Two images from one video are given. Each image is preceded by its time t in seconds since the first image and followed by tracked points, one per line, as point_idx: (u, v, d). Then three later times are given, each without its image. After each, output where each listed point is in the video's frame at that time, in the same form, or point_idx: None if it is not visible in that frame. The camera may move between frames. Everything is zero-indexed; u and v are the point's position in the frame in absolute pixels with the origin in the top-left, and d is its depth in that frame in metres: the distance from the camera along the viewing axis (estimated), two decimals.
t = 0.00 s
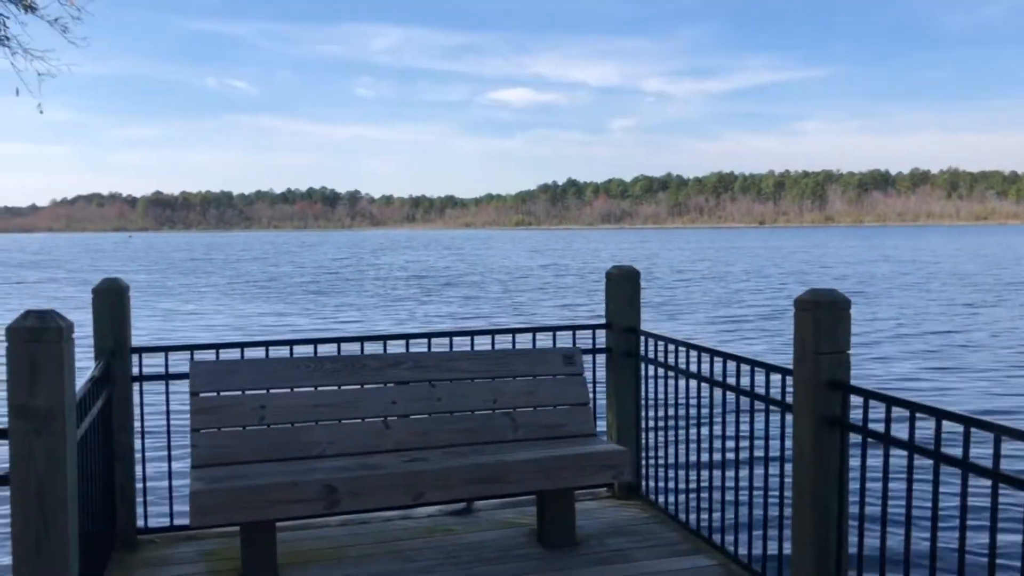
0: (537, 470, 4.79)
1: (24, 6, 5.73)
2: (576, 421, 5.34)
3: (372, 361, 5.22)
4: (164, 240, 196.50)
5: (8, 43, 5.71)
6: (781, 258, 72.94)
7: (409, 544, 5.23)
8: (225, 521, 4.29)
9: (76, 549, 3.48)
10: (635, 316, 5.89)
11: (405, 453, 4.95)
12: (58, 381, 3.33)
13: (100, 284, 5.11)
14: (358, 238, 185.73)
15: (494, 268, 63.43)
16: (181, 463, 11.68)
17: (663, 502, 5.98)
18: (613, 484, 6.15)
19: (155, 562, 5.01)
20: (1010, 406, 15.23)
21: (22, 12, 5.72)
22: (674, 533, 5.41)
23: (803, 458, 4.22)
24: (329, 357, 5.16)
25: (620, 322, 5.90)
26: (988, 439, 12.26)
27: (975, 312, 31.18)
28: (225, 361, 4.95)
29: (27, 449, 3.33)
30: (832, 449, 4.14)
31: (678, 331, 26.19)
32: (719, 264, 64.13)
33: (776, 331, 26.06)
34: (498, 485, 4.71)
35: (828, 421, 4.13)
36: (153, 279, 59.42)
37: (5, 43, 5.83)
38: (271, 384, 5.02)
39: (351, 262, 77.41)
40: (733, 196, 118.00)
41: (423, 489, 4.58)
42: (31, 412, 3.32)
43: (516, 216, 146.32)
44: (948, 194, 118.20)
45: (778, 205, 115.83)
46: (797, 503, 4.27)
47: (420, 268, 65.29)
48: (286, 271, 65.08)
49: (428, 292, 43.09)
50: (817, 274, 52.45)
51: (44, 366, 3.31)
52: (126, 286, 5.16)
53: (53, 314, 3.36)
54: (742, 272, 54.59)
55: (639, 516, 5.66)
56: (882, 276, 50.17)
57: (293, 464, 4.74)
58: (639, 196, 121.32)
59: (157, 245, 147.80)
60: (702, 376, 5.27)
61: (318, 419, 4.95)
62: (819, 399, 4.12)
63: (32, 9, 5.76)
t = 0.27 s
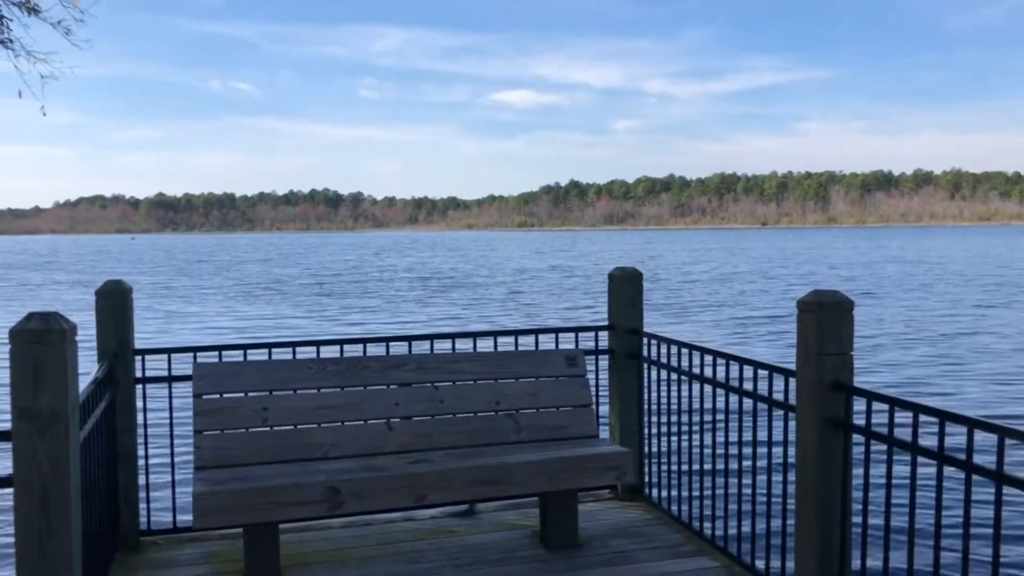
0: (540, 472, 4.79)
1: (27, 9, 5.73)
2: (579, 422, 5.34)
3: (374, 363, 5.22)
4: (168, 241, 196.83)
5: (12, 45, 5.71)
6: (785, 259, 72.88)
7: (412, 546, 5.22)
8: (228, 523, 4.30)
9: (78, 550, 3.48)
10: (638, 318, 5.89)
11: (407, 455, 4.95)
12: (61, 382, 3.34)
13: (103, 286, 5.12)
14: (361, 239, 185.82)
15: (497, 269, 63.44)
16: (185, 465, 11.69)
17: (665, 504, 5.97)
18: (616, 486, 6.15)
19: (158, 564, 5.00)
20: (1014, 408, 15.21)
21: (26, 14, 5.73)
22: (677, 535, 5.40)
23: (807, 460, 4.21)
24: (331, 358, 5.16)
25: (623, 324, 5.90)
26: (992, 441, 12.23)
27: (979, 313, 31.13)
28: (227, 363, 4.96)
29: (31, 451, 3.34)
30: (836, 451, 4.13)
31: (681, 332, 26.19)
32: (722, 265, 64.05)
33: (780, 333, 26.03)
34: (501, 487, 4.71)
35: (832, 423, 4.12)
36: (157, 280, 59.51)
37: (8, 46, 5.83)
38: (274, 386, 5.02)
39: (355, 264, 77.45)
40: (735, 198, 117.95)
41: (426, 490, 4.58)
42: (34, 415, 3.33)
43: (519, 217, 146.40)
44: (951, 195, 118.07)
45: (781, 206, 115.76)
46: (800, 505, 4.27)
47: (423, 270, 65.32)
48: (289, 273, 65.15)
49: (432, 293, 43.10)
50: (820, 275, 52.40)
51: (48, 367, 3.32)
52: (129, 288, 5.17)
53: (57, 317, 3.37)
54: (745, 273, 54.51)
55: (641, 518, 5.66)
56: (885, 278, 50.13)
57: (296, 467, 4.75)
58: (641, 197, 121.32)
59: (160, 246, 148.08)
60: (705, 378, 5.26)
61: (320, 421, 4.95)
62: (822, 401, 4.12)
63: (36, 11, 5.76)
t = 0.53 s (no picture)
0: (540, 474, 4.79)
1: (29, 11, 5.74)
2: (580, 424, 5.33)
3: (375, 364, 5.22)
4: (170, 243, 197.13)
5: (14, 48, 5.72)
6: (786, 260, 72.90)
7: (413, 548, 5.22)
8: (229, 524, 4.29)
9: (79, 552, 3.48)
10: (639, 319, 5.89)
11: (408, 457, 4.95)
12: (62, 385, 3.34)
13: (104, 287, 5.12)
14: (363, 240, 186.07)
15: (499, 270, 63.45)
16: (187, 467, 11.70)
17: (666, 506, 5.97)
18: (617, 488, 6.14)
19: (159, 566, 5.00)
20: (1015, 409, 15.20)
21: (27, 16, 5.74)
22: (678, 536, 5.39)
23: (806, 460, 4.21)
24: (332, 360, 5.16)
25: (623, 325, 5.89)
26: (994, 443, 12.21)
27: (980, 314, 31.14)
28: (228, 364, 4.96)
29: (32, 453, 3.34)
30: (837, 452, 4.13)
31: (682, 333, 26.20)
32: (724, 267, 64.02)
33: (781, 334, 26.02)
34: (502, 488, 4.71)
35: (833, 425, 4.12)
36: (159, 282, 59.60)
37: (9, 48, 5.84)
38: (275, 387, 5.02)
39: (356, 265, 77.52)
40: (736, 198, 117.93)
41: (426, 492, 4.58)
42: (34, 416, 3.33)
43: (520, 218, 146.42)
44: (952, 195, 118.10)
45: (782, 207, 115.75)
46: (801, 506, 4.26)
47: (424, 271, 65.35)
48: (291, 274, 65.23)
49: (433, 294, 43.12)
50: (821, 276, 52.41)
51: (48, 369, 3.32)
52: (130, 289, 5.17)
53: (57, 318, 3.37)
54: (747, 275, 54.46)
55: (642, 519, 5.65)
56: (886, 278, 50.14)
57: (296, 469, 4.74)
58: (642, 198, 121.39)
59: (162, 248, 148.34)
60: (705, 379, 5.26)
61: (321, 423, 4.96)
62: (822, 402, 4.11)
63: (37, 14, 5.77)
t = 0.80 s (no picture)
0: (540, 474, 4.79)
1: (28, 12, 5.74)
2: (580, 425, 5.33)
3: (375, 365, 5.23)
4: (170, 244, 197.24)
5: (12, 49, 5.72)
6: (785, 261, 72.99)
7: (413, 549, 5.22)
8: (229, 525, 4.29)
9: (79, 552, 3.48)
10: (639, 319, 5.88)
11: (408, 458, 4.95)
12: (61, 386, 3.34)
13: (103, 288, 5.12)
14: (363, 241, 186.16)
15: (499, 271, 63.47)
16: (186, 468, 11.71)
17: (666, 506, 5.96)
18: (616, 488, 6.15)
19: (158, 567, 5.00)
20: (1015, 410, 15.20)
21: (25, 17, 5.73)
22: (678, 537, 5.40)
23: (806, 460, 4.21)
24: (332, 360, 5.15)
25: (623, 326, 5.89)
26: (993, 444, 12.22)
27: (980, 315, 31.15)
28: (228, 365, 4.95)
29: (31, 454, 3.34)
30: (836, 453, 4.13)
31: (681, 334, 26.21)
32: (724, 267, 64.03)
33: (781, 335, 26.02)
34: (502, 489, 4.71)
35: (832, 425, 4.12)
36: (159, 283, 59.66)
37: (8, 49, 5.84)
38: (274, 388, 5.02)
39: (356, 266, 77.54)
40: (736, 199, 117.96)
41: (426, 493, 4.58)
42: (34, 417, 3.33)
43: (520, 219, 146.38)
44: (952, 196, 118.08)
45: (781, 207, 115.72)
46: (801, 507, 4.26)
47: (423, 272, 65.36)
48: (291, 275, 65.24)
49: (433, 295, 43.14)
50: (821, 277, 52.42)
51: (47, 370, 3.32)
52: (130, 290, 5.17)
53: (57, 320, 3.37)
54: (747, 275, 54.45)
55: (642, 520, 5.66)
56: (886, 279, 50.16)
57: (296, 470, 4.74)
58: (642, 198, 121.46)
59: (162, 249, 148.43)
60: (704, 380, 5.25)
61: (321, 424, 4.96)
62: (822, 401, 4.11)
63: (36, 14, 5.77)
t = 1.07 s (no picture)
0: (540, 474, 4.79)
1: (26, 12, 5.74)
2: (579, 425, 5.33)
3: (374, 365, 5.22)
4: (170, 244, 197.41)
5: (11, 50, 5.70)
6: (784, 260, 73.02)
7: (413, 549, 5.21)
8: (229, 526, 4.29)
9: (78, 554, 3.47)
10: (638, 319, 5.88)
11: (407, 458, 4.95)
12: (60, 386, 3.33)
13: (102, 289, 5.11)
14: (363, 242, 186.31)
15: (498, 271, 63.48)
16: (185, 469, 11.70)
17: (666, 506, 5.96)
18: (616, 488, 6.15)
19: (157, 568, 4.99)
20: (1013, 410, 15.21)
21: (24, 18, 5.72)
22: (678, 537, 5.39)
23: (805, 460, 4.20)
24: (331, 361, 5.15)
25: (622, 325, 5.89)
26: (992, 443, 12.22)
27: (979, 315, 31.16)
28: (227, 366, 4.95)
29: (30, 456, 3.33)
30: (835, 452, 4.12)
31: (681, 334, 26.21)
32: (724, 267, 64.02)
33: (781, 335, 26.01)
34: (502, 489, 4.70)
35: (831, 424, 4.12)
36: (159, 284, 59.70)
37: (7, 49, 5.83)
38: (273, 388, 5.01)
39: (356, 267, 77.57)
40: (735, 198, 117.96)
41: (425, 493, 4.58)
42: (33, 418, 3.32)
43: (519, 219, 146.35)
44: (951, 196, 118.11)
45: (780, 207, 115.73)
46: (801, 507, 4.26)
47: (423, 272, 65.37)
48: (291, 276, 65.25)
49: (432, 296, 43.14)
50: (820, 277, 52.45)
51: (45, 371, 3.31)
52: (128, 290, 5.17)
53: (56, 321, 3.36)
54: (747, 275, 54.42)
55: (642, 520, 5.66)
56: (886, 279, 50.18)
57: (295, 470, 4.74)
58: (641, 198, 121.49)
59: (162, 249, 148.52)
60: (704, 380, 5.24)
61: (321, 424, 4.95)
62: (820, 400, 4.12)
63: (34, 15, 5.76)
